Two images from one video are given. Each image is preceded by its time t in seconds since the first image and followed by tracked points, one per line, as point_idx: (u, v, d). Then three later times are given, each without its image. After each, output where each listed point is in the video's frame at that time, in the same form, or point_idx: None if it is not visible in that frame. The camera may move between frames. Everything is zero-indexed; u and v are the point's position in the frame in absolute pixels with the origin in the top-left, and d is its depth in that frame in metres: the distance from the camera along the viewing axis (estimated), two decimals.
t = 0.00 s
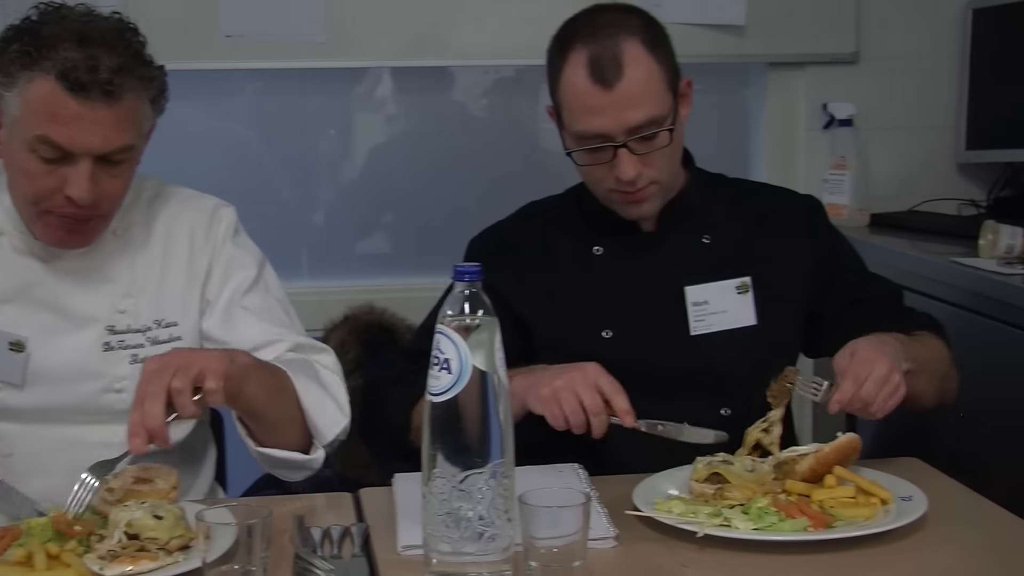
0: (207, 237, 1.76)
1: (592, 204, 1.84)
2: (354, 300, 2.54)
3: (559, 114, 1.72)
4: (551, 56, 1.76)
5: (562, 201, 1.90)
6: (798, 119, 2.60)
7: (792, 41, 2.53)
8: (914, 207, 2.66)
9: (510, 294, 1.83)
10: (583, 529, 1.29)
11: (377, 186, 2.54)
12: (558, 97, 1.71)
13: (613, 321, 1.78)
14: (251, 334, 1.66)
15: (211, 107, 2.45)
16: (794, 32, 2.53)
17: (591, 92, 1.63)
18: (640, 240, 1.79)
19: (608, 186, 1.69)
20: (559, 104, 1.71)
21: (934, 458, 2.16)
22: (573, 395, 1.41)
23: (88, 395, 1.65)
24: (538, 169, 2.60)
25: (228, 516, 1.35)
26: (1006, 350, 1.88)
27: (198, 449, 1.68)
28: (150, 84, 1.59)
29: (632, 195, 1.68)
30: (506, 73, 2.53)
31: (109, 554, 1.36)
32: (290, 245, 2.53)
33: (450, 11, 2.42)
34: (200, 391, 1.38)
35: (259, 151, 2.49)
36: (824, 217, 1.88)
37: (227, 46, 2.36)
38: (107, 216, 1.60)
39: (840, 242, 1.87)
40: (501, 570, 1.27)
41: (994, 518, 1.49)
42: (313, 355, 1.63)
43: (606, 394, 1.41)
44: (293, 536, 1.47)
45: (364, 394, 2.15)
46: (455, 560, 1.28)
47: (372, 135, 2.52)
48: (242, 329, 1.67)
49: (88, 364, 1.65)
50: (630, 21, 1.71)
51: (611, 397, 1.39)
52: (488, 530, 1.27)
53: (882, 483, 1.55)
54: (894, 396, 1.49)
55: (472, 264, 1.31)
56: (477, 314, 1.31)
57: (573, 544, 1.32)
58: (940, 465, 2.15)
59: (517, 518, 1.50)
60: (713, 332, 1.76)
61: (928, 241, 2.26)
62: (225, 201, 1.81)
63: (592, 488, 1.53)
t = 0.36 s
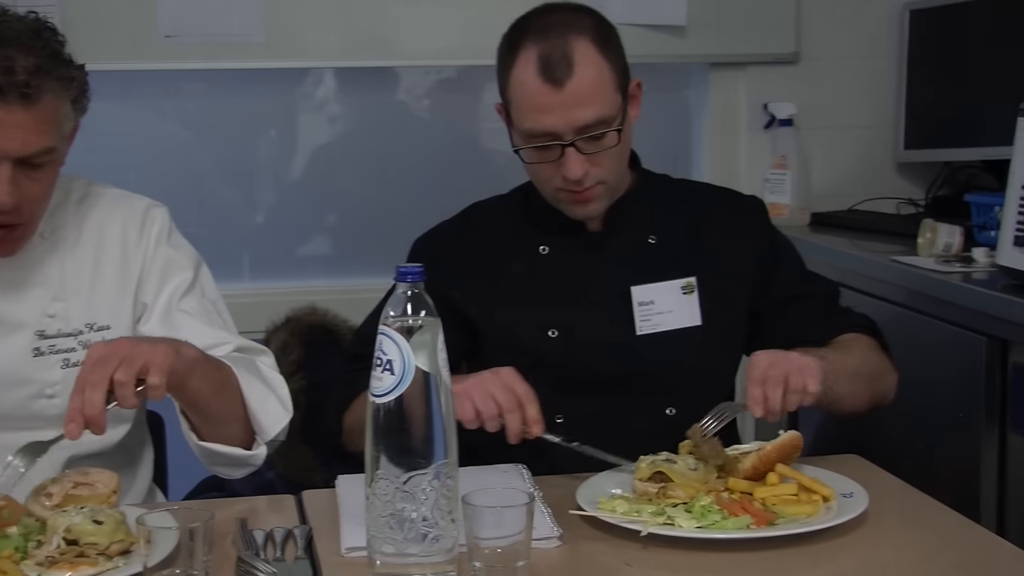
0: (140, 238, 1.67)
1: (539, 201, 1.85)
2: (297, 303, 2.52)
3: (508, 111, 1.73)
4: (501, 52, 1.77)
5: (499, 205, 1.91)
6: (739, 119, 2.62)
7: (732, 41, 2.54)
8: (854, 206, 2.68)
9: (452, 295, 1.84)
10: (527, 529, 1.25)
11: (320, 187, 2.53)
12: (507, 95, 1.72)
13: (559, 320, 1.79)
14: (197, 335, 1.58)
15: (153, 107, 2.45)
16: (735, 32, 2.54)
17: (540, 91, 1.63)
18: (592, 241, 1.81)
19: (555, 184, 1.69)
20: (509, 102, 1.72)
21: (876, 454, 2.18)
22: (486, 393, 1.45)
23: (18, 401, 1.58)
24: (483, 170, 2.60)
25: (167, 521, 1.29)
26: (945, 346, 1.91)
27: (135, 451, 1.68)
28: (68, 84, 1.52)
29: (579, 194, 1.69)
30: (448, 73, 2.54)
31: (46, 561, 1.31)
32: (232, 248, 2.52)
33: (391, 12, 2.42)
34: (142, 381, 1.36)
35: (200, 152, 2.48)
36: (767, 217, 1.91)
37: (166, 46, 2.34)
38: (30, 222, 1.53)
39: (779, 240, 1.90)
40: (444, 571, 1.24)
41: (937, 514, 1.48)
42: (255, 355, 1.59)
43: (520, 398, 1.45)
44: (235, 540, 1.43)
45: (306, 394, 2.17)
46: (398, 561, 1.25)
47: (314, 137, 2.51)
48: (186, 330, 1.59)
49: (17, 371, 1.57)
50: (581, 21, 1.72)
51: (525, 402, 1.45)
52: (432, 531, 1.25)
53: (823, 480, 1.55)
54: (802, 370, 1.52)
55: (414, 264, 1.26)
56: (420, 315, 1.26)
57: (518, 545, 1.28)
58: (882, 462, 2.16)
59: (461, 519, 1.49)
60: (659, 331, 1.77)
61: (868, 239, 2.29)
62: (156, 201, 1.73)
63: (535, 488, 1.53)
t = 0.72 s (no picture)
0: (90, 240, 1.65)
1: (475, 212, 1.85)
2: (252, 304, 2.51)
3: (432, 120, 1.74)
4: (423, 61, 1.78)
5: (445, 211, 1.91)
6: (694, 119, 2.63)
7: (687, 41, 2.56)
8: (810, 206, 2.69)
9: (400, 301, 1.83)
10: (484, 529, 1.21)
11: (275, 189, 2.52)
12: (431, 104, 1.73)
13: (502, 327, 1.80)
14: (149, 338, 1.57)
15: (106, 109, 2.43)
16: (689, 32, 2.56)
17: (459, 99, 1.65)
18: (528, 246, 1.82)
19: (484, 192, 1.70)
20: (432, 111, 1.73)
21: (831, 451, 2.19)
22: (447, 416, 1.44)
23: None
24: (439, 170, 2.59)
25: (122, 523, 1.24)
26: (900, 343, 1.92)
27: (88, 456, 1.66)
28: (15, 83, 1.52)
29: (508, 201, 1.70)
30: (404, 74, 2.53)
31: None
32: (187, 250, 2.51)
33: (346, 11, 2.41)
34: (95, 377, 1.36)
35: (155, 153, 2.46)
36: (706, 210, 1.95)
37: (118, 46, 2.32)
38: None
39: (723, 236, 1.94)
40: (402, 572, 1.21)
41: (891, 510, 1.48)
42: (209, 358, 1.59)
43: (481, 417, 1.44)
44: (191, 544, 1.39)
45: (261, 398, 2.16)
46: (356, 563, 1.23)
47: (268, 138, 2.51)
48: (138, 334, 1.57)
49: None
50: (498, 27, 1.74)
51: (486, 420, 1.42)
52: (389, 533, 1.22)
53: (779, 479, 1.55)
54: (747, 370, 1.53)
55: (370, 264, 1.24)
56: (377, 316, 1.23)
57: (475, 546, 1.23)
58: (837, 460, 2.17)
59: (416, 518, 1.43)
60: (603, 333, 1.79)
61: (823, 239, 2.31)
62: (107, 202, 1.70)
63: (493, 489, 1.52)
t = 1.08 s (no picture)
0: (65, 241, 1.65)
1: (447, 213, 1.85)
2: (229, 305, 2.51)
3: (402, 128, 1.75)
4: (390, 67, 1.77)
5: (419, 211, 1.90)
6: (671, 118, 2.64)
7: (664, 41, 2.56)
8: (786, 206, 2.70)
9: (376, 302, 1.83)
10: (461, 529, 1.19)
11: (251, 190, 2.52)
12: (400, 110, 1.73)
13: (478, 327, 1.80)
14: (125, 340, 1.56)
15: (81, 109, 2.42)
16: (666, 32, 2.56)
17: (428, 108, 1.65)
18: (498, 246, 1.82)
19: (457, 197, 1.72)
20: (402, 119, 1.73)
21: (808, 450, 2.19)
22: (438, 397, 1.42)
23: None
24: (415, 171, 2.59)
25: (98, 524, 1.19)
26: (877, 342, 1.93)
27: (63, 460, 1.65)
28: None
29: (482, 205, 1.72)
30: (380, 74, 2.53)
31: None
32: (162, 250, 2.50)
33: (321, 12, 2.41)
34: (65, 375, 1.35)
35: (130, 154, 2.46)
36: (678, 206, 1.96)
37: (92, 46, 2.31)
38: None
39: (695, 231, 1.95)
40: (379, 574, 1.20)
41: (870, 509, 1.45)
42: (185, 360, 1.59)
43: (470, 399, 1.42)
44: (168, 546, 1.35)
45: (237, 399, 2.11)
46: (333, 565, 1.22)
47: (244, 138, 2.50)
48: (114, 336, 1.57)
49: None
50: (463, 31, 1.73)
51: (475, 402, 1.41)
52: (366, 533, 1.22)
53: (756, 479, 1.53)
54: (740, 377, 1.56)
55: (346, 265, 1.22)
56: (353, 317, 1.22)
57: (452, 546, 1.21)
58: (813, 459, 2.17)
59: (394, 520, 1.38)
60: (576, 330, 1.80)
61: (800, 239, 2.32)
62: (82, 202, 1.70)
63: (470, 489, 1.52)
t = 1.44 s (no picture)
0: (50, 242, 1.64)
1: (439, 211, 1.85)
2: (215, 305, 2.50)
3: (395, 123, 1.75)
4: (384, 63, 1.77)
5: (404, 212, 1.90)
6: (658, 119, 2.64)
7: (649, 41, 2.56)
8: (772, 206, 2.71)
9: (365, 301, 1.83)
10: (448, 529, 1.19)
11: (237, 190, 2.51)
12: (393, 106, 1.73)
13: (467, 324, 1.80)
14: (111, 340, 1.56)
15: (66, 109, 2.42)
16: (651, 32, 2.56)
17: (421, 103, 1.65)
18: (491, 244, 1.82)
19: (448, 193, 1.72)
20: (395, 114, 1.73)
21: (795, 450, 2.19)
22: (430, 386, 1.41)
23: None
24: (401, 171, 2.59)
25: (82, 525, 1.18)
26: (863, 341, 1.93)
27: (48, 463, 1.65)
28: None
29: (474, 201, 1.72)
30: (366, 74, 2.53)
31: None
32: (148, 251, 2.50)
33: (307, 12, 2.41)
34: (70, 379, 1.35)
35: (115, 154, 2.45)
36: (668, 209, 1.96)
37: (78, 46, 2.31)
38: None
39: (685, 232, 1.95)
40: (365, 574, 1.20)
41: (855, 508, 1.45)
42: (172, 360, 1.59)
43: (463, 389, 1.41)
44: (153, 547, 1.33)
45: (223, 399, 2.17)
46: (319, 565, 1.22)
47: (231, 138, 2.50)
48: (101, 336, 1.57)
49: None
50: (458, 27, 1.73)
51: (468, 392, 1.40)
52: (352, 534, 1.22)
53: (742, 478, 1.53)
54: (729, 378, 1.55)
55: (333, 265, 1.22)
56: (339, 317, 1.21)
57: (438, 547, 1.20)
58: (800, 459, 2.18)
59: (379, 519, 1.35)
60: (567, 329, 1.80)
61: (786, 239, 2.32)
62: (67, 203, 1.70)
63: (456, 489, 1.52)
